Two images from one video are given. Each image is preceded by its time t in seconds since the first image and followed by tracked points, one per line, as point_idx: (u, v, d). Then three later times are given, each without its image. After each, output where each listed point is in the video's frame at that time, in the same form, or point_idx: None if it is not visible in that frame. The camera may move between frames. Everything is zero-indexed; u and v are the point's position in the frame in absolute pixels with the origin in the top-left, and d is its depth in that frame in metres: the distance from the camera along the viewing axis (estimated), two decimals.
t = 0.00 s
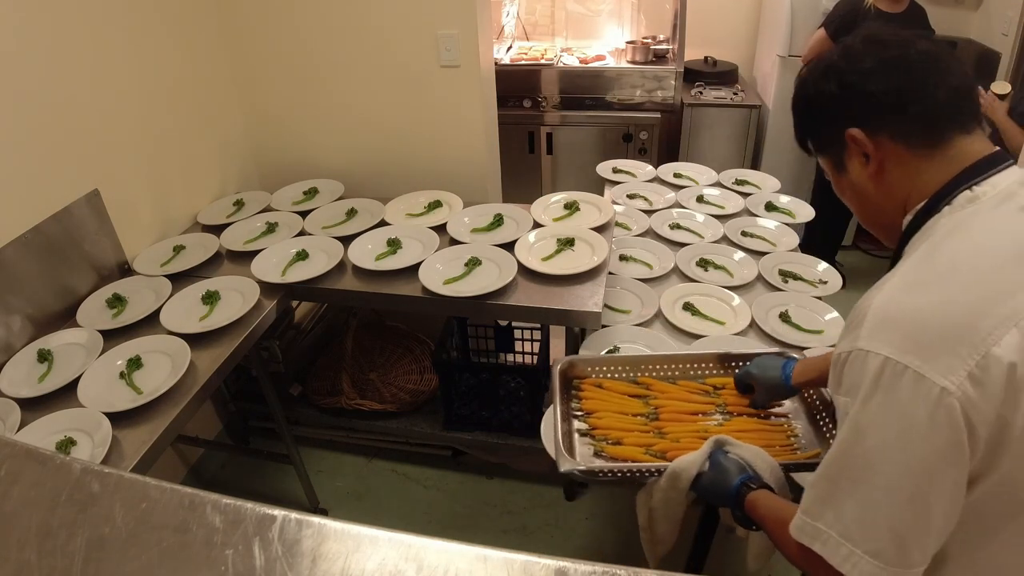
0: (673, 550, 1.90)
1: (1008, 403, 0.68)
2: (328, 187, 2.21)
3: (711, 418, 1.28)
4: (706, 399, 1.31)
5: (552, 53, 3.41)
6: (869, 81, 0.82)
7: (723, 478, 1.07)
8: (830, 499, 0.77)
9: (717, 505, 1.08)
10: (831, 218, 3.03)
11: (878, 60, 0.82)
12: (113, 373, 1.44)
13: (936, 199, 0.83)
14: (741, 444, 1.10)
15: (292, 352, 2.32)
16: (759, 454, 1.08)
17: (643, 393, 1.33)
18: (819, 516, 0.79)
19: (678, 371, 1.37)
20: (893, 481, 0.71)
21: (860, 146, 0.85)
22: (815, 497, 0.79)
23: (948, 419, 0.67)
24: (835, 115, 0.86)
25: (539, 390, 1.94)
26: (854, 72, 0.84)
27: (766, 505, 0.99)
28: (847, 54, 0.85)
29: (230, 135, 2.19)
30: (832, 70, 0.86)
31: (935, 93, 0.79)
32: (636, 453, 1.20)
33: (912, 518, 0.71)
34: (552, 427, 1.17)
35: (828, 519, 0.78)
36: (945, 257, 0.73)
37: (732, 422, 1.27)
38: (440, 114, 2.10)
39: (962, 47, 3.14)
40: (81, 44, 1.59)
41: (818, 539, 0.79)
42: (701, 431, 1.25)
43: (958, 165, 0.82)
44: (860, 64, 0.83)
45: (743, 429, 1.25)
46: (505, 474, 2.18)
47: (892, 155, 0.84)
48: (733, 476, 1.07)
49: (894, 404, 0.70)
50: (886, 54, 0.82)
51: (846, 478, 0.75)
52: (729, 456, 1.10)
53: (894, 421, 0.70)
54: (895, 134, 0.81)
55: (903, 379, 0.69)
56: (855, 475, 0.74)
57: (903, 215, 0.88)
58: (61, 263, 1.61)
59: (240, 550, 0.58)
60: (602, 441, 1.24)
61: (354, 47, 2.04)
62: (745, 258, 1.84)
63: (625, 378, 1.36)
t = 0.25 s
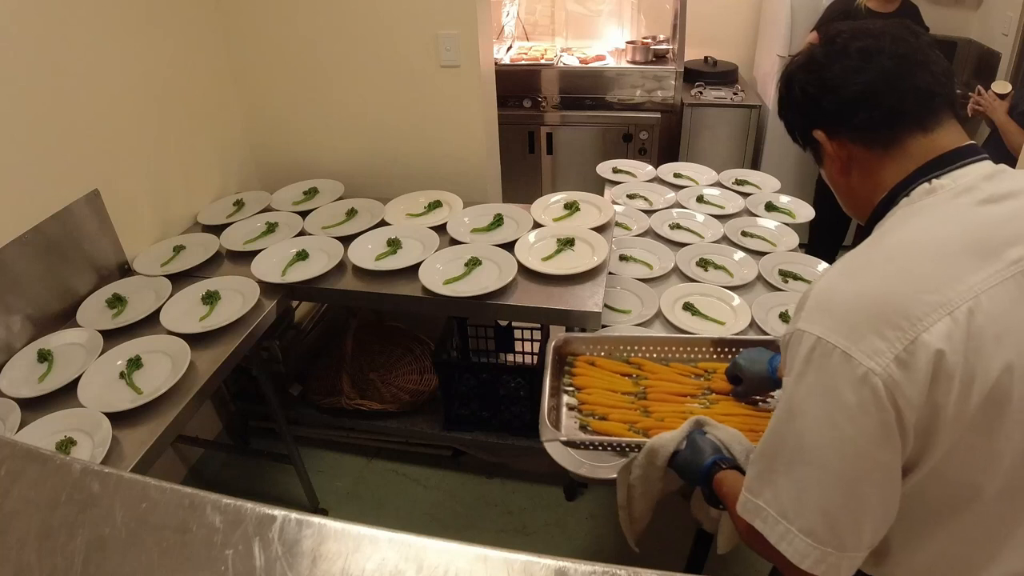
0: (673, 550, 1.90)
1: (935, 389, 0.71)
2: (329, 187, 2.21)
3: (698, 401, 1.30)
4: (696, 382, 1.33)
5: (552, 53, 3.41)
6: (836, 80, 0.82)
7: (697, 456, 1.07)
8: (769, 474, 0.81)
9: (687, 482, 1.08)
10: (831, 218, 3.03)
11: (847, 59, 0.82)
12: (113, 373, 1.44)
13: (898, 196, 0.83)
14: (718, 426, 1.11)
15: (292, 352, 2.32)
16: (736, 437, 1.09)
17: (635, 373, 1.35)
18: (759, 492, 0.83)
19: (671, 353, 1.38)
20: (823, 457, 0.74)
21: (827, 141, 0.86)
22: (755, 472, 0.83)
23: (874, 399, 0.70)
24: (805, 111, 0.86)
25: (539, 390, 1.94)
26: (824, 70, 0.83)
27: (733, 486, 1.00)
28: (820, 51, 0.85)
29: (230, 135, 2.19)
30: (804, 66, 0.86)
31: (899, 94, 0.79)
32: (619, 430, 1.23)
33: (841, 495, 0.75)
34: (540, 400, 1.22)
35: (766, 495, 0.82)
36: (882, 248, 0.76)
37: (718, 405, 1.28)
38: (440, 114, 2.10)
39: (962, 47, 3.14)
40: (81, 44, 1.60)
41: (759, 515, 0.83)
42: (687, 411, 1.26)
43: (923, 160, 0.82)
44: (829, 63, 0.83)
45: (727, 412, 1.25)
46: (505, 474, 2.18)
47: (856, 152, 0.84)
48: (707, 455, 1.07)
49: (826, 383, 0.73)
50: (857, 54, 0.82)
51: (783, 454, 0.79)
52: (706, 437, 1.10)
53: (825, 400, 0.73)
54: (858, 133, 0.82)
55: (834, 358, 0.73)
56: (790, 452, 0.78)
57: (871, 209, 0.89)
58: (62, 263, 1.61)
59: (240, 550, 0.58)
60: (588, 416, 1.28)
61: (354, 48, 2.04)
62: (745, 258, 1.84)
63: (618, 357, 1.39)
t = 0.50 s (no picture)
0: (673, 550, 1.90)
1: (927, 368, 0.72)
2: (329, 187, 2.21)
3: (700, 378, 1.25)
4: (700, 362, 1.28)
5: (552, 53, 3.41)
6: (838, 80, 0.82)
7: (691, 434, 1.02)
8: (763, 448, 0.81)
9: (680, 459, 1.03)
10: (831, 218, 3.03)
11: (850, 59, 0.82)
12: (113, 373, 1.44)
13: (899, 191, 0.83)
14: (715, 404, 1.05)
15: (291, 352, 2.32)
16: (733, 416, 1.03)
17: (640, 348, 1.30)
18: (754, 464, 0.82)
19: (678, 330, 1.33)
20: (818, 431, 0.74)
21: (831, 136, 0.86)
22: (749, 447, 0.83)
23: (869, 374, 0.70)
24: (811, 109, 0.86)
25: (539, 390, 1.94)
26: (828, 70, 0.83)
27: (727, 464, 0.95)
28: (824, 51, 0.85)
29: (230, 135, 2.19)
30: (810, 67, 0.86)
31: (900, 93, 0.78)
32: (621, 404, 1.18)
33: (835, 469, 0.74)
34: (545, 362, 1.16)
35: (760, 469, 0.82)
36: (878, 234, 0.76)
37: (720, 382, 1.24)
38: (440, 114, 2.10)
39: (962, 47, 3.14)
40: (81, 44, 1.60)
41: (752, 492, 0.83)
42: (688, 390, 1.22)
43: (923, 155, 0.81)
44: (832, 62, 0.83)
45: (727, 392, 1.21)
46: (505, 474, 2.18)
47: (860, 147, 0.84)
48: (702, 432, 1.01)
49: (821, 359, 0.74)
50: (860, 55, 0.81)
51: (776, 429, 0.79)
52: (703, 415, 1.04)
53: (820, 376, 0.74)
54: (860, 129, 0.82)
55: (831, 333, 0.73)
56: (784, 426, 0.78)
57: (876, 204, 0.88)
58: (62, 263, 1.61)
59: (240, 550, 0.58)
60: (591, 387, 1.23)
61: (354, 48, 2.04)
62: (745, 258, 1.84)
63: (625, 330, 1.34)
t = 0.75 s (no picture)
0: (674, 550, 1.90)
1: (1007, 322, 0.73)
2: (329, 187, 2.21)
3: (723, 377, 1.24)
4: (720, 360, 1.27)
5: (552, 53, 3.41)
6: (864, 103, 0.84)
7: (732, 425, 0.98)
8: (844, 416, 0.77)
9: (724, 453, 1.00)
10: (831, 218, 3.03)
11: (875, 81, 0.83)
12: (113, 373, 1.44)
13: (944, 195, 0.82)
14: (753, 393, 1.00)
15: (291, 352, 2.31)
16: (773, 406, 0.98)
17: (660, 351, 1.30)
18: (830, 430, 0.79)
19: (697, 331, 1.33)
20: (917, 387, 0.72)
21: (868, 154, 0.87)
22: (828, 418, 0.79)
23: (956, 322, 0.72)
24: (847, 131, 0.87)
25: (539, 389, 1.94)
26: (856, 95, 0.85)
27: (778, 449, 0.91)
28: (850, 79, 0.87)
29: (230, 135, 2.18)
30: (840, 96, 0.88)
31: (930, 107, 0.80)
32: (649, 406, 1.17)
33: (926, 423, 0.73)
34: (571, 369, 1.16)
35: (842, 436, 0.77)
36: (945, 210, 0.79)
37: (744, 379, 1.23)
38: (440, 114, 2.10)
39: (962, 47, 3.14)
40: (81, 44, 1.60)
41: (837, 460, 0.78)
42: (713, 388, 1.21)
43: (959, 160, 0.82)
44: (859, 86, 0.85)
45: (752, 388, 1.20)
46: (505, 474, 2.17)
47: (897, 160, 0.84)
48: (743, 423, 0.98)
49: (909, 315, 0.74)
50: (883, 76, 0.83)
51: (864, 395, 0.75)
52: (741, 405, 1.00)
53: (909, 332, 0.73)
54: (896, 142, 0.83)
55: (918, 288, 0.74)
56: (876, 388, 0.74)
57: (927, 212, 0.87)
58: (62, 263, 1.61)
59: (240, 550, 0.58)
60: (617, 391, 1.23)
61: (354, 48, 2.04)
62: (745, 258, 1.84)
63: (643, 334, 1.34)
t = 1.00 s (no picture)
0: (674, 550, 1.90)
1: None
2: (329, 187, 2.21)
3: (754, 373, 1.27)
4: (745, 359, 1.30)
5: (552, 53, 3.41)
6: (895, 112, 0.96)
7: (801, 419, 0.99)
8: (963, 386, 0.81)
9: (796, 448, 1.00)
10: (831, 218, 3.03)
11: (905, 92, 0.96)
12: (113, 373, 1.44)
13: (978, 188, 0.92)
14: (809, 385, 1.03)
15: (291, 352, 2.32)
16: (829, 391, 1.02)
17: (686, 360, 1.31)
18: (943, 395, 0.83)
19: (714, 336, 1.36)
20: None
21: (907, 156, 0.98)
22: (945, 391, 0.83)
23: None
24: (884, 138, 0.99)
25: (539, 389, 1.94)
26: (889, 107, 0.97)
27: (862, 433, 0.93)
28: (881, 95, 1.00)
29: (230, 135, 2.19)
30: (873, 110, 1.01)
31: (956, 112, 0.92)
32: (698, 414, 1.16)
33: None
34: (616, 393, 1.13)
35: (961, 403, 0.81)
36: (1006, 186, 0.86)
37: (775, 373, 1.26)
38: (440, 114, 2.10)
39: (962, 47, 3.14)
40: (81, 44, 1.60)
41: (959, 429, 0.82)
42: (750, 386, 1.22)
43: (987, 155, 0.92)
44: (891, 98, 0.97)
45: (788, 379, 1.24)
46: (505, 474, 2.18)
47: (934, 159, 0.96)
48: (813, 415, 0.99)
49: (1008, 280, 0.79)
50: (912, 88, 0.95)
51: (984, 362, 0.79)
52: (801, 398, 1.02)
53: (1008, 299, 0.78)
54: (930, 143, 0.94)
55: (1011, 253, 0.79)
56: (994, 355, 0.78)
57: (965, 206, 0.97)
58: (62, 263, 1.61)
59: (241, 550, 0.58)
60: (658, 407, 1.21)
61: (354, 48, 2.04)
62: (745, 258, 1.84)
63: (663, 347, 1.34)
